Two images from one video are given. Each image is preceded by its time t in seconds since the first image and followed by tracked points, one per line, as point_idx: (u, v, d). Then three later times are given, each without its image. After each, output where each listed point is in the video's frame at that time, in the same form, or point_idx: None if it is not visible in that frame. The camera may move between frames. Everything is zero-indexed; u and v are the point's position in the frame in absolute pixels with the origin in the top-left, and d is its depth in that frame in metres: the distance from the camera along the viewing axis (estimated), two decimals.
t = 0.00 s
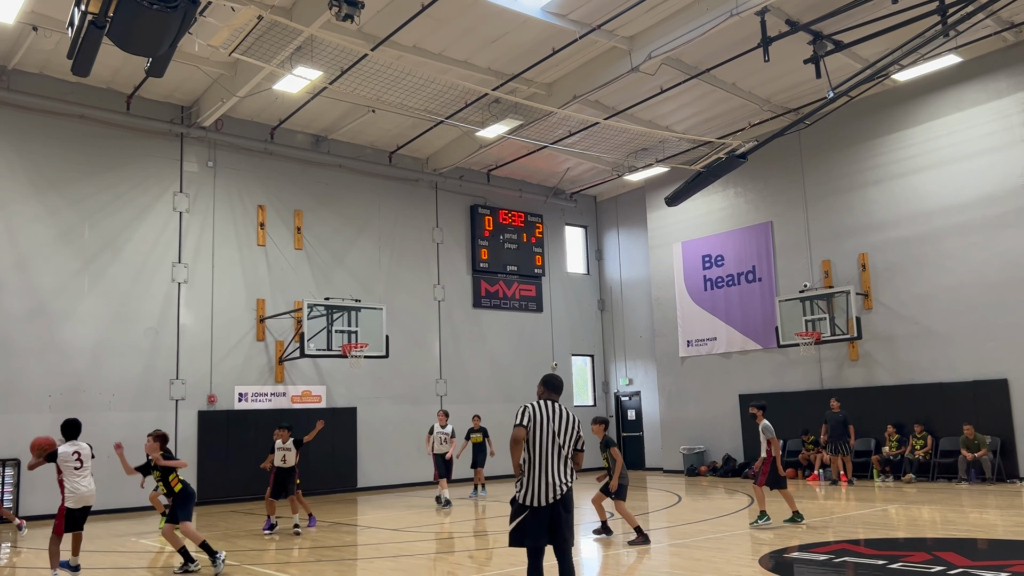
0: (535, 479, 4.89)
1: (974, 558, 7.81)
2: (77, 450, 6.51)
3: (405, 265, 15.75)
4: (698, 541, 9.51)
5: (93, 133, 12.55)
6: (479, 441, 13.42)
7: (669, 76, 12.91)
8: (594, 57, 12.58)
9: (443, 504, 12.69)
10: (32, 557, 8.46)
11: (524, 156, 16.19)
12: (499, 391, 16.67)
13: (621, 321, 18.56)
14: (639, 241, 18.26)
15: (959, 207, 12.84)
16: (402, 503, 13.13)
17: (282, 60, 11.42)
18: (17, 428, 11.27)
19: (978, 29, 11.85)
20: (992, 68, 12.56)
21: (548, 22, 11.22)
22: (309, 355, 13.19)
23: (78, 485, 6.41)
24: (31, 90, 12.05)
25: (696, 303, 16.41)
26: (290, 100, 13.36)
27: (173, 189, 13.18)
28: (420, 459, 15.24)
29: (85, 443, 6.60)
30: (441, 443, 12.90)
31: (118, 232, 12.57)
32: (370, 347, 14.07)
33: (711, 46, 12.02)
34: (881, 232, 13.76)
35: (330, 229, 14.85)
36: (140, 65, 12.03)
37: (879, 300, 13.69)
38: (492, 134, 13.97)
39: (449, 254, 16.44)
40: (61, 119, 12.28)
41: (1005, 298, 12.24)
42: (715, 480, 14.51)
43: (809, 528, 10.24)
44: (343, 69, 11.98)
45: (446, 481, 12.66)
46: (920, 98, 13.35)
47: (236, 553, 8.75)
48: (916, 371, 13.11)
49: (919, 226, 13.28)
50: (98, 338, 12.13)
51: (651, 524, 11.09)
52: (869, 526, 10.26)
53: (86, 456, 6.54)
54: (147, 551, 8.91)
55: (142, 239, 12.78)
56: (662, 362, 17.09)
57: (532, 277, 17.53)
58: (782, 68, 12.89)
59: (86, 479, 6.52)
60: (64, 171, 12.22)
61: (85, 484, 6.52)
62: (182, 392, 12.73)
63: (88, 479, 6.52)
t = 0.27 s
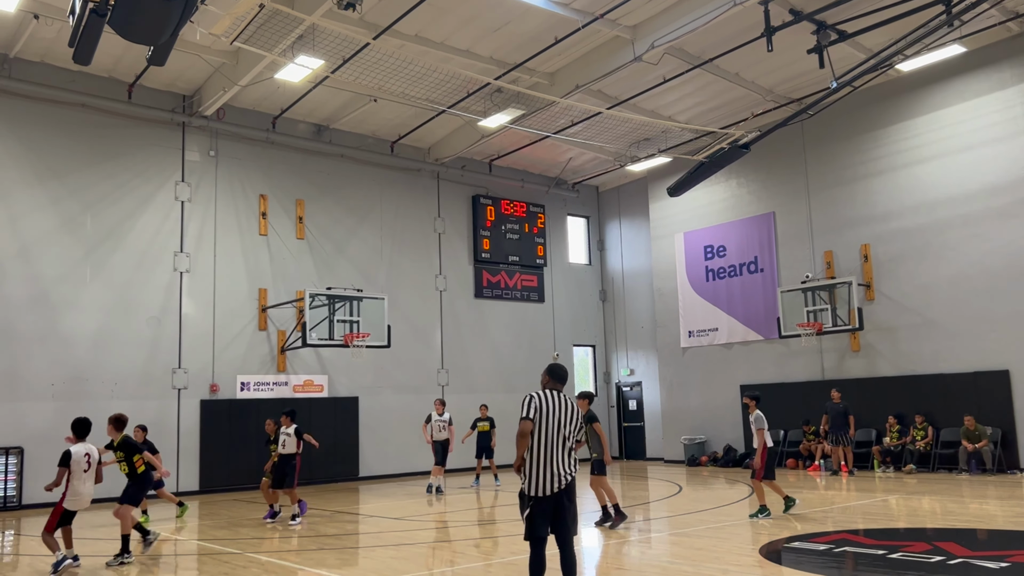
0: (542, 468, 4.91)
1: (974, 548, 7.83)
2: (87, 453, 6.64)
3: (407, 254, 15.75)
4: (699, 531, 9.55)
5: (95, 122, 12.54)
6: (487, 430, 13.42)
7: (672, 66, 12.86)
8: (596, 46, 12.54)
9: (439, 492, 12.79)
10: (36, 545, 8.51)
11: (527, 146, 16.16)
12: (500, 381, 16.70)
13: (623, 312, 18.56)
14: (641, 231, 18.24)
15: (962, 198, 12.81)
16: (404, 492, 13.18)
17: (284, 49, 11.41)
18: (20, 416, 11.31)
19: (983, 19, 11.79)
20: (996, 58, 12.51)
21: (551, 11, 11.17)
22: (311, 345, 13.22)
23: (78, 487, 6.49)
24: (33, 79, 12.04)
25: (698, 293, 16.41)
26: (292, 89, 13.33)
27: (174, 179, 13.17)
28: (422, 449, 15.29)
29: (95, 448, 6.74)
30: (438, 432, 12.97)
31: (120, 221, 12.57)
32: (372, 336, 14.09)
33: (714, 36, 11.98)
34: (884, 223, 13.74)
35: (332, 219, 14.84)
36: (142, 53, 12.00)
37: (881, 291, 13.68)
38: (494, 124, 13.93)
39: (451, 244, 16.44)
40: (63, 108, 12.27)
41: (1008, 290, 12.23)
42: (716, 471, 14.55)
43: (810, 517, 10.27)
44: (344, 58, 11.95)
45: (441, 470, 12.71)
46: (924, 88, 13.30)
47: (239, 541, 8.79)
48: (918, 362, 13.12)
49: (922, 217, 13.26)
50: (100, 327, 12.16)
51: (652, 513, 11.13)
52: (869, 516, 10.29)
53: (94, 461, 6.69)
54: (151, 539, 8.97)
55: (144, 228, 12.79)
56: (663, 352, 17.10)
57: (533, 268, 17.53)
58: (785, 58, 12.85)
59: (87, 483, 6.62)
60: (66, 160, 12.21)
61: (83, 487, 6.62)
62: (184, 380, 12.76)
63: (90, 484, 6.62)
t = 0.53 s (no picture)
0: (546, 455, 4.93)
1: (973, 539, 7.85)
2: (96, 429, 6.67)
3: (408, 244, 15.73)
4: (699, 521, 9.57)
5: (94, 111, 12.49)
6: (490, 421, 13.40)
7: (674, 55, 12.80)
8: (598, 36, 12.49)
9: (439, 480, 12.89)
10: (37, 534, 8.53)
11: (527, 136, 16.11)
12: (501, 371, 16.71)
13: (624, 302, 18.56)
14: (641, 222, 18.22)
15: (963, 188, 12.78)
16: (404, 482, 13.21)
17: (284, 38, 11.41)
18: (21, 406, 11.32)
19: (986, 9, 11.73)
20: (999, 48, 12.44)
21: None
22: (311, 335, 13.22)
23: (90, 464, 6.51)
24: (32, 67, 11.98)
25: (698, 284, 16.40)
26: (292, 78, 13.29)
27: (175, 168, 13.14)
28: (422, 438, 15.31)
29: (107, 425, 6.79)
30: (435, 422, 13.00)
31: (120, 211, 12.55)
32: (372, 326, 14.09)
33: (716, 26, 11.92)
34: (885, 214, 13.71)
35: (332, 209, 14.82)
36: (141, 42, 11.95)
37: (882, 282, 13.67)
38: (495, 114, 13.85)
39: (451, 234, 16.42)
40: (63, 97, 12.23)
41: (1009, 281, 12.21)
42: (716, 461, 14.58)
43: (810, 507, 10.29)
44: (345, 47, 11.90)
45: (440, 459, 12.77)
46: (926, 78, 13.25)
47: (240, 531, 8.81)
48: (919, 352, 13.12)
49: (923, 208, 13.23)
50: (101, 317, 12.15)
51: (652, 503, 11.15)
52: (869, 507, 10.31)
53: (105, 437, 6.72)
54: (152, 529, 8.99)
55: (145, 217, 12.77)
56: (663, 342, 17.11)
57: (534, 258, 17.51)
58: (788, 48, 12.79)
59: (101, 458, 6.64)
60: (66, 149, 12.18)
61: (99, 464, 6.65)
62: (185, 370, 12.76)
63: (104, 460, 6.64)
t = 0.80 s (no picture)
0: (546, 445, 4.93)
1: (969, 528, 7.87)
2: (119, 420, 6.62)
3: (406, 235, 15.71)
4: (698, 511, 9.61)
5: (92, 101, 12.45)
6: (485, 413, 13.40)
7: (673, 46, 12.76)
8: (597, 26, 12.45)
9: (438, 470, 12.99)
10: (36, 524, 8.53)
11: (526, 127, 16.07)
12: (499, 362, 16.72)
13: (622, 293, 18.55)
14: (640, 213, 18.20)
15: (962, 179, 12.77)
16: (403, 472, 13.23)
17: (281, 28, 11.24)
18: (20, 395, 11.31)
19: None
20: (999, 38, 12.41)
21: None
22: (309, 326, 13.21)
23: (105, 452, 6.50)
24: (29, 57, 11.93)
25: (697, 275, 16.39)
26: (290, 68, 13.24)
27: (172, 159, 13.11)
28: (421, 429, 15.32)
29: (133, 417, 6.63)
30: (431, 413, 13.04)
31: (118, 201, 12.51)
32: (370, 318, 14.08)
33: (715, 16, 11.88)
34: (884, 205, 13.70)
35: (330, 200, 14.79)
36: (139, 32, 11.90)
37: (880, 273, 13.67)
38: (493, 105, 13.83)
39: (450, 225, 16.40)
40: (60, 87, 12.18)
41: (1007, 272, 12.21)
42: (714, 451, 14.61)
43: (808, 498, 10.30)
44: (342, 37, 11.85)
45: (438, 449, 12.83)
46: (926, 69, 13.22)
47: (239, 521, 8.83)
48: (917, 344, 13.13)
49: (922, 199, 13.22)
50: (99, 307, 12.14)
51: (651, 493, 11.19)
52: (866, 497, 10.34)
53: (126, 429, 6.59)
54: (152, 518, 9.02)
55: (142, 208, 12.74)
56: (662, 334, 17.11)
57: (532, 249, 17.50)
58: (787, 38, 12.75)
59: (117, 449, 6.56)
60: (63, 139, 12.13)
61: (118, 454, 6.58)
62: (183, 361, 12.76)
63: (116, 450, 6.52)
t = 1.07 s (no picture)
0: (541, 436, 4.92)
1: (961, 518, 7.90)
2: (146, 406, 6.53)
3: (401, 228, 15.67)
4: (692, 501, 9.64)
5: (84, 94, 12.38)
6: (475, 404, 13.41)
7: (667, 37, 12.73)
8: (591, 17, 12.41)
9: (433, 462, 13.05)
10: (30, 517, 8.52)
11: (521, 119, 16.04)
12: (495, 355, 16.72)
13: (617, 286, 18.56)
14: (635, 205, 18.18)
15: (956, 171, 12.78)
16: (398, 465, 13.23)
17: (276, 19, 11.33)
18: (14, 389, 11.28)
19: None
20: (994, 29, 12.39)
21: None
22: (304, 319, 13.19)
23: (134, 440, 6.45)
24: (20, 49, 11.85)
25: (692, 267, 16.39)
26: (284, 60, 13.18)
27: (165, 151, 13.05)
28: (416, 421, 15.32)
29: (160, 402, 6.54)
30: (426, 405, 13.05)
31: (111, 194, 12.46)
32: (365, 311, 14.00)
33: (710, 7, 11.85)
34: (879, 197, 13.70)
35: (324, 192, 14.75)
36: (130, 23, 11.82)
37: (874, 264, 13.69)
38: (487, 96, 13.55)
39: (444, 218, 16.37)
40: (51, 79, 12.11)
41: (1001, 263, 12.24)
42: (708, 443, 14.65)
43: (803, 489, 10.33)
44: (335, 28, 11.79)
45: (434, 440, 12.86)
46: (921, 60, 13.20)
47: (234, 513, 8.83)
48: (911, 335, 13.16)
49: (916, 190, 13.23)
50: (93, 300, 12.11)
51: (646, 485, 11.22)
52: (860, 488, 10.37)
53: (152, 415, 6.49)
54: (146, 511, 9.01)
55: (136, 200, 12.69)
56: (657, 326, 17.12)
57: (527, 242, 17.48)
58: (782, 29, 12.72)
59: (144, 437, 6.48)
60: (55, 131, 12.06)
61: (143, 442, 6.46)
62: (177, 353, 12.74)
63: (143, 439, 6.44)
